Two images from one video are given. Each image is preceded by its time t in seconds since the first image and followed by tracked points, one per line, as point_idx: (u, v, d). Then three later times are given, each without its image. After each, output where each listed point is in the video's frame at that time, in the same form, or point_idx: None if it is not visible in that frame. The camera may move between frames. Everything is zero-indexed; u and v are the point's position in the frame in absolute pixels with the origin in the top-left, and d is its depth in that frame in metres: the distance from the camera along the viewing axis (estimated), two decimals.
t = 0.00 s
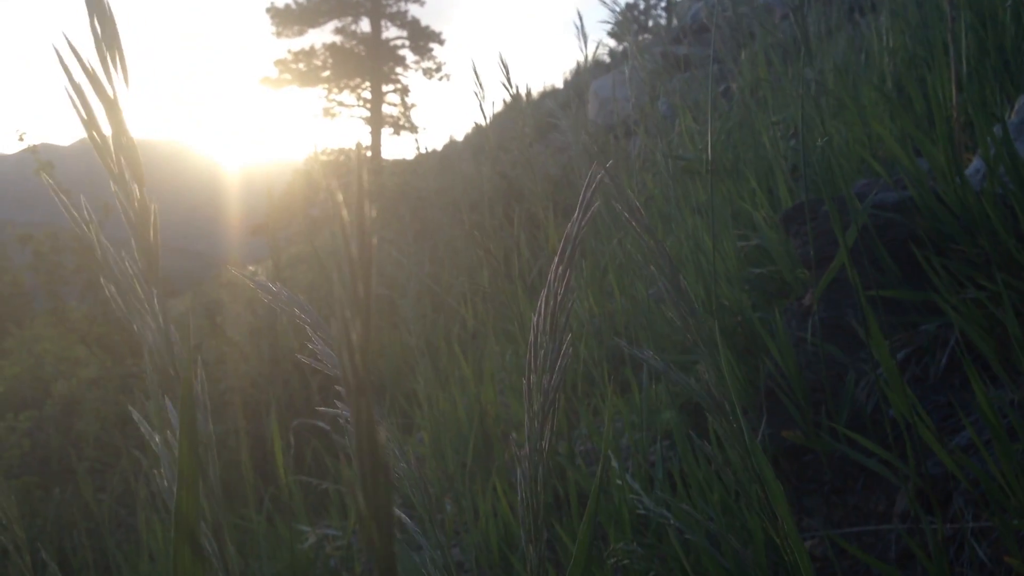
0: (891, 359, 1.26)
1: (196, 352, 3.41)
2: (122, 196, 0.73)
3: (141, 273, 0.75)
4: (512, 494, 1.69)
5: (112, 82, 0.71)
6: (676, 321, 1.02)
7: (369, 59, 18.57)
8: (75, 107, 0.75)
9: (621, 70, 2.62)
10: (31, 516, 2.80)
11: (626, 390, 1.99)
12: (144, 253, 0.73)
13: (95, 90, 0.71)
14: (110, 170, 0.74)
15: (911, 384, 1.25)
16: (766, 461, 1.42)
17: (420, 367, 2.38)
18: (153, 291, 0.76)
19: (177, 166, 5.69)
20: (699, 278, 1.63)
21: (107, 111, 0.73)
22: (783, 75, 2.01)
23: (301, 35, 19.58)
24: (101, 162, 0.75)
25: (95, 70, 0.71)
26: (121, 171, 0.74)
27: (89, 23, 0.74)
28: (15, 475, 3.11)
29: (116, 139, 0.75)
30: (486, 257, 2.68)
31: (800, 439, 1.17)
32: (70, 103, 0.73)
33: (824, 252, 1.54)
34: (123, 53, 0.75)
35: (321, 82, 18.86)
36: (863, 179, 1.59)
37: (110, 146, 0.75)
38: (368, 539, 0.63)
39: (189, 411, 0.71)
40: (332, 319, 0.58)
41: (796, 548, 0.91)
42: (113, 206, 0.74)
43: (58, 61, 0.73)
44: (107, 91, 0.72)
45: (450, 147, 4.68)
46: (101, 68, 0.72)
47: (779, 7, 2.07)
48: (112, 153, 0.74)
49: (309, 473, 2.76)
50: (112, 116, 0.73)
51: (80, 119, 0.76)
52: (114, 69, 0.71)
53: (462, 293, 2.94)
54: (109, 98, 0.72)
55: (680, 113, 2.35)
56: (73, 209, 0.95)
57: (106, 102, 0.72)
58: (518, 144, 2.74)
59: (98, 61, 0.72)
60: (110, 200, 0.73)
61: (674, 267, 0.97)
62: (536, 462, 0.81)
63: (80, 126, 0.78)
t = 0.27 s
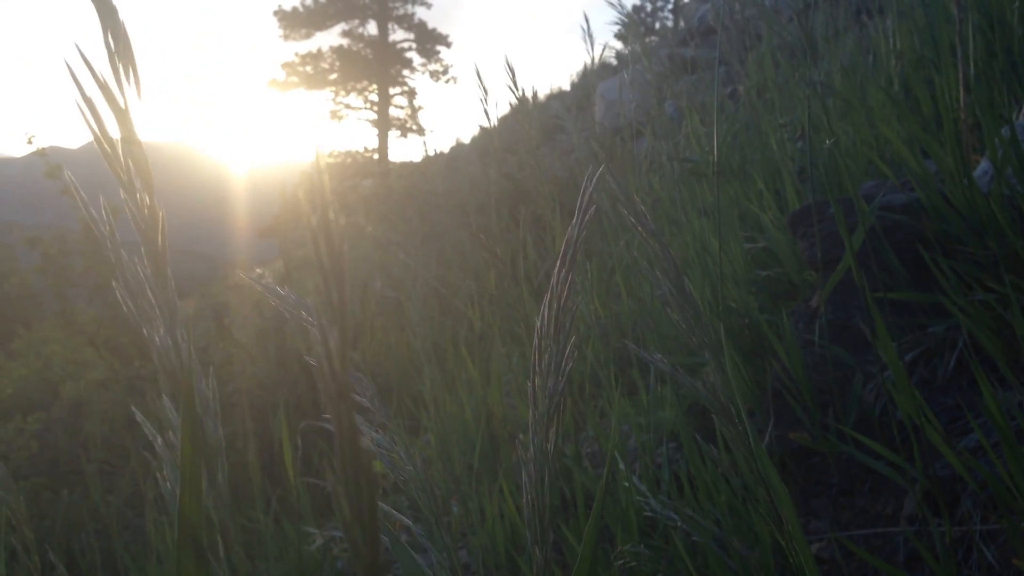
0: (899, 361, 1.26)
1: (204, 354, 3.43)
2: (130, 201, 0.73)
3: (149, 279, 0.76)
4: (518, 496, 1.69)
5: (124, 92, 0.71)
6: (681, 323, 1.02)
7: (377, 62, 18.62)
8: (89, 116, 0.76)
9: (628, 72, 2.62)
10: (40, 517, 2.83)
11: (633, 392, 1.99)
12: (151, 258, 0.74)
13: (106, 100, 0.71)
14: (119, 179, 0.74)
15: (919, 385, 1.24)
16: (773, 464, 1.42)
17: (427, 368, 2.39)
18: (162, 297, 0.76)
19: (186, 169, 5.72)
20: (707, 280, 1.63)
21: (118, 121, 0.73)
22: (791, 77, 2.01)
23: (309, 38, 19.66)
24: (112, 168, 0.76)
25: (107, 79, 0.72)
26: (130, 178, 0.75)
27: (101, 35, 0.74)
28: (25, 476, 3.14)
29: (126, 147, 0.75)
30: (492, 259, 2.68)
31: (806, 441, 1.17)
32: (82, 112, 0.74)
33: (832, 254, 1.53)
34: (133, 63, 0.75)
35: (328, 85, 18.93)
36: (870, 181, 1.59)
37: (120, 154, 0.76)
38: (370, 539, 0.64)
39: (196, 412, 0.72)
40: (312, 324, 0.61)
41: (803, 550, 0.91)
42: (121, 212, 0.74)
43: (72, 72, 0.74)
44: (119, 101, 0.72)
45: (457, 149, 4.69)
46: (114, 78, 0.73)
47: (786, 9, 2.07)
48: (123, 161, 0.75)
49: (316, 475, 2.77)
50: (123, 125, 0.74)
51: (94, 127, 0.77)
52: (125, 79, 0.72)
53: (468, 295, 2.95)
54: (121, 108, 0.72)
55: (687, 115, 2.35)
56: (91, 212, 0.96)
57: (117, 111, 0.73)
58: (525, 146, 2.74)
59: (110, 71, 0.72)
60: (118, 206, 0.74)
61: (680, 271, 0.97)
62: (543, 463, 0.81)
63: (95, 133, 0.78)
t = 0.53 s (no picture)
0: (907, 361, 1.26)
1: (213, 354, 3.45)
2: (154, 203, 0.74)
3: (172, 282, 0.76)
4: (525, 496, 1.70)
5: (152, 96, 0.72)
6: (688, 323, 1.02)
7: (383, 63, 18.66)
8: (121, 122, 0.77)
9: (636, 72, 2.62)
10: (48, 516, 2.84)
11: (640, 393, 1.99)
12: (173, 261, 0.74)
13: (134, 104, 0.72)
14: (145, 181, 0.75)
15: (927, 386, 1.24)
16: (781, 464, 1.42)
17: (435, 369, 2.39)
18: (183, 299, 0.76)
19: (194, 169, 5.75)
20: (714, 280, 1.63)
21: (146, 125, 0.74)
22: (798, 77, 2.01)
23: (316, 39, 19.73)
24: (140, 172, 0.76)
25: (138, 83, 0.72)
26: (156, 181, 0.76)
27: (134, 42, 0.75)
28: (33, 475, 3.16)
29: (153, 150, 0.76)
30: (499, 259, 2.69)
31: (814, 441, 1.17)
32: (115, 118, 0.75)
33: (839, 254, 1.53)
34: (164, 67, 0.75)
35: (335, 85, 18.99)
36: (878, 181, 1.58)
37: (148, 158, 0.76)
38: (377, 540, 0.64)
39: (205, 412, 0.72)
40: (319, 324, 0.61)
41: (809, 551, 0.91)
42: (146, 214, 0.75)
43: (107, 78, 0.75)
44: (148, 105, 0.73)
45: (465, 150, 4.70)
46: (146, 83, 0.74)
47: (794, 9, 2.06)
48: (150, 165, 0.75)
49: (323, 474, 2.78)
50: (151, 128, 0.74)
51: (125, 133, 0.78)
52: (155, 83, 0.72)
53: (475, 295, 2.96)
54: (149, 113, 0.73)
55: (695, 115, 2.35)
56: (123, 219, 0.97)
57: (146, 115, 0.73)
58: (532, 146, 2.74)
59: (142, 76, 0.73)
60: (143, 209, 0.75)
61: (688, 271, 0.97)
62: (550, 463, 0.82)
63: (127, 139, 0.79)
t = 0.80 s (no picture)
0: (915, 362, 1.25)
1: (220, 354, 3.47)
2: (146, 204, 0.74)
3: (162, 280, 0.77)
4: (532, 498, 1.70)
5: (135, 94, 0.74)
6: (693, 325, 1.02)
7: (391, 64, 18.69)
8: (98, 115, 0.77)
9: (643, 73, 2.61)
10: (58, 517, 2.87)
11: (648, 394, 1.99)
12: (166, 258, 0.75)
13: (117, 101, 0.73)
14: (133, 180, 0.75)
15: (936, 387, 1.24)
16: (788, 465, 1.42)
17: (442, 370, 2.40)
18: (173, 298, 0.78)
19: (202, 170, 5.77)
20: (721, 281, 1.62)
21: (131, 122, 0.75)
22: (805, 77, 2.00)
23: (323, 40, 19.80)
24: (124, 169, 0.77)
25: (119, 82, 0.73)
26: (145, 181, 0.76)
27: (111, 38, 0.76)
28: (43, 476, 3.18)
29: (140, 147, 0.76)
30: (506, 260, 2.69)
31: (823, 442, 1.16)
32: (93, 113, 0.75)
33: (847, 254, 1.53)
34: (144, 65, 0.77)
35: (343, 87, 19.04)
36: (885, 181, 1.58)
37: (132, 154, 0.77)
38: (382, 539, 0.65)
39: (209, 413, 0.72)
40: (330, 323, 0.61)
41: (816, 552, 0.91)
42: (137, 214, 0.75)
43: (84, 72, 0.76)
44: (130, 102, 0.74)
45: (471, 151, 4.70)
46: (125, 80, 0.75)
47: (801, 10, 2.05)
48: (135, 161, 0.76)
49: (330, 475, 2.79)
50: (135, 125, 0.75)
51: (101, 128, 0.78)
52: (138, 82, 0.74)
53: (482, 296, 2.96)
54: (133, 109, 0.74)
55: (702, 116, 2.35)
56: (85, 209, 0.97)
57: (130, 112, 0.75)
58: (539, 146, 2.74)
59: (121, 74, 0.74)
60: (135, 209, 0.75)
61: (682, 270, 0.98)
62: (557, 464, 0.82)
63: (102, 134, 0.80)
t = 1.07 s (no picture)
0: (929, 362, 1.25)
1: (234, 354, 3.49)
2: (158, 200, 0.76)
3: (175, 277, 0.78)
4: (544, 498, 1.70)
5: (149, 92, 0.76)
6: (705, 324, 1.02)
7: (402, 65, 18.74)
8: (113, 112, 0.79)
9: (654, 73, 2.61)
10: (71, 516, 2.90)
11: (659, 394, 1.99)
12: (179, 255, 0.77)
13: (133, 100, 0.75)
14: (147, 176, 0.77)
15: (949, 388, 1.23)
16: (800, 466, 1.42)
17: (454, 370, 2.41)
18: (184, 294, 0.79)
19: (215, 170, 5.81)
20: (733, 281, 1.62)
21: (145, 119, 0.77)
22: (817, 76, 1.99)
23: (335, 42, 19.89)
24: (139, 166, 0.78)
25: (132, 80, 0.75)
26: (159, 178, 0.78)
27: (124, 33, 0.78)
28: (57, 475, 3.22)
29: (154, 145, 0.78)
30: (518, 260, 2.70)
31: (834, 443, 1.16)
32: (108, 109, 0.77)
33: (860, 254, 1.52)
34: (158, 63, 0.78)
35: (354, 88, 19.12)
36: (898, 181, 1.57)
37: (147, 152, 0.79)
38: (389, 537, 0.66)
39: (217, 409, 0.74)
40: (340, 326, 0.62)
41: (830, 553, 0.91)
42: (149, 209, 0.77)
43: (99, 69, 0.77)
44: (144, 99, 0.76)
45: (483, 151, 4.72)
46: (140, 78, 0.77)
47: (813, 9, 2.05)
48: (151, 159, 0.78)
49: (342, 474, 2.81)
50: (149, 122, 0.77)
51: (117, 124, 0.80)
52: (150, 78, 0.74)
53: (493, 296, 2.97)
54: (147, 107, 0.76)
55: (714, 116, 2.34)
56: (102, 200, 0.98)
57: (144, 109, 0.77)
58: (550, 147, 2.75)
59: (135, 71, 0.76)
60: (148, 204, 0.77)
61: (701, 271, 0.99)
62: (570, 463, 0.83)
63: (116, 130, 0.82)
